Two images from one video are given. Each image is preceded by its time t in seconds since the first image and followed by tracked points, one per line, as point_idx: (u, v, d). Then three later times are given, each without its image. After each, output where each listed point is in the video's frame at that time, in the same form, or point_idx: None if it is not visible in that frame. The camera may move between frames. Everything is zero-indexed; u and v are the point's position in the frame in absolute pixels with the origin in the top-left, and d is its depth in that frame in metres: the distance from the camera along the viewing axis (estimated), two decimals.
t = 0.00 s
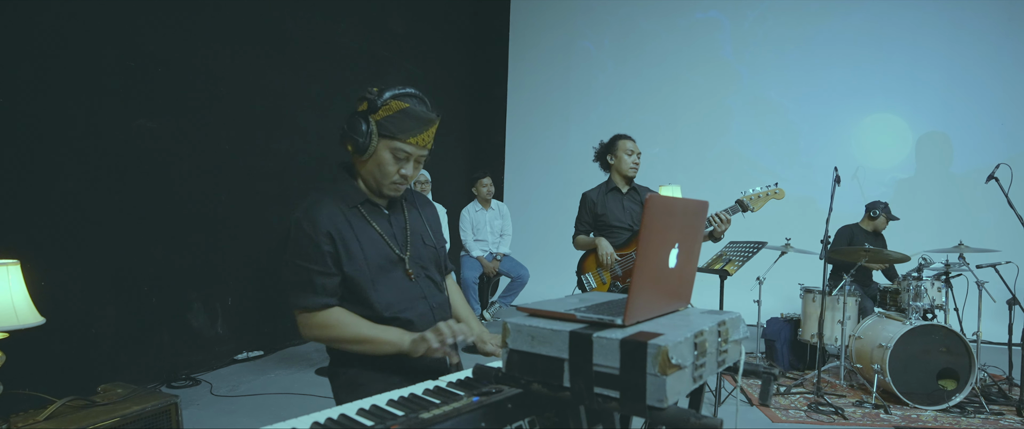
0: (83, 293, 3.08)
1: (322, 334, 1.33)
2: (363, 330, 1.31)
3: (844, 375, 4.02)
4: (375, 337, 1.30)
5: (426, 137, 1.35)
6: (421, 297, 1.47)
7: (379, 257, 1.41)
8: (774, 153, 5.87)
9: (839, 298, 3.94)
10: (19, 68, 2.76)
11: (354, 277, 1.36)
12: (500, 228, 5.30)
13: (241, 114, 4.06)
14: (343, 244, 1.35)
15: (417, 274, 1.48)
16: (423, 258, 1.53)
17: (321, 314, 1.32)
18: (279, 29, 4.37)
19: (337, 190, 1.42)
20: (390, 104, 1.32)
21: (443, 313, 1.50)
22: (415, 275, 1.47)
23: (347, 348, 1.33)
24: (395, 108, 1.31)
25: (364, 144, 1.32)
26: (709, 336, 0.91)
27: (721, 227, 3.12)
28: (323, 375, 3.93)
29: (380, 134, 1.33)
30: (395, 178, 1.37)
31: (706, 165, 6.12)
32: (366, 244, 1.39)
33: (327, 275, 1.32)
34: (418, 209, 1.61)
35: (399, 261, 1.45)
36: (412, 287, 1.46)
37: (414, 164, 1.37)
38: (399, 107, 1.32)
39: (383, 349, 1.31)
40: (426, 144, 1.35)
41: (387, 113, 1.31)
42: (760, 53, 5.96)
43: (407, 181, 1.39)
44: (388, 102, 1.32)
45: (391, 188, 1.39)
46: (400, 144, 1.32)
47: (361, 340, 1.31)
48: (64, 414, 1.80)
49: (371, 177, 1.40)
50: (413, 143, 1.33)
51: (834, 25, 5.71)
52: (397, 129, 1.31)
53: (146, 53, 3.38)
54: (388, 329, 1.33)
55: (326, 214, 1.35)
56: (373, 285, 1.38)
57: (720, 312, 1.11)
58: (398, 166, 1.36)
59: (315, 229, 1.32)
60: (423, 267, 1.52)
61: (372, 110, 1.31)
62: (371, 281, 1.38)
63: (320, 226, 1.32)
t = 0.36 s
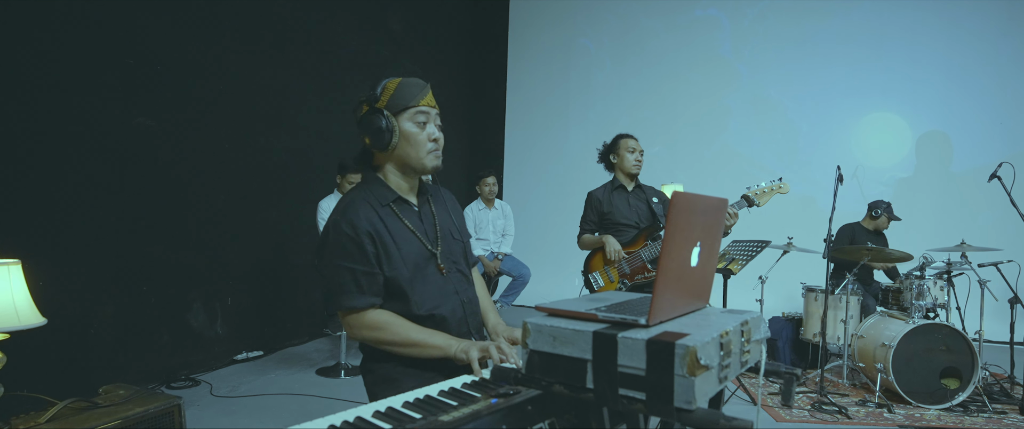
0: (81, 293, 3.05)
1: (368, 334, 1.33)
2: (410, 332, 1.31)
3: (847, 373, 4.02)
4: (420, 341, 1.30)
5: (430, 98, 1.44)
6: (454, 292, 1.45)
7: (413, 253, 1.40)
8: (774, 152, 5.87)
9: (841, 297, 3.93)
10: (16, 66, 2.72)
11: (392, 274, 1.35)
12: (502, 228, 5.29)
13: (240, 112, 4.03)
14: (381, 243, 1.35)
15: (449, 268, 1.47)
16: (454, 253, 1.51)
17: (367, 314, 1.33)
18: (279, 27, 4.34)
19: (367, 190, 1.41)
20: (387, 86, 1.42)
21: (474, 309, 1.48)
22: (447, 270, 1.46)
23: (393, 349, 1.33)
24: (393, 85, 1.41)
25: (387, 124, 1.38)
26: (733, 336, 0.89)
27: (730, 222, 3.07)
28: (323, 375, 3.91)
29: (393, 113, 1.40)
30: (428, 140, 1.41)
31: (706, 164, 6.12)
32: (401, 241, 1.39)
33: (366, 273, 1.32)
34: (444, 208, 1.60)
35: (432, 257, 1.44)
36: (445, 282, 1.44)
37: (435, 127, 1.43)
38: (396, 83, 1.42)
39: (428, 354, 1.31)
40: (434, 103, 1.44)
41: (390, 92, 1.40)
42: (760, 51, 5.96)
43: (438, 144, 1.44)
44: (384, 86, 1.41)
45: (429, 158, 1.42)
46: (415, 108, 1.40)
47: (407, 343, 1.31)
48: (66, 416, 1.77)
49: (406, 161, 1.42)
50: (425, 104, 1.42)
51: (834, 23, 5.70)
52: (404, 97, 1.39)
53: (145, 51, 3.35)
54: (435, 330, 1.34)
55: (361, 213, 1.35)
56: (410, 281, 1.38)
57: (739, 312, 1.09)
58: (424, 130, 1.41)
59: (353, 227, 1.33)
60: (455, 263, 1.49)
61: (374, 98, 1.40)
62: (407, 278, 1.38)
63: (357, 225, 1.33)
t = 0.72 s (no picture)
0: (76, 297, 3.00)
1: (380, 322, 1.28)
2: (423, 326, 1.26)
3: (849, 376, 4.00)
4: (433, 338, 1.24)
5: (433, 83, 1.42)
6: (469, 284, 1.38)
7: (428, 242, 1.34)
8: (773, 151, 5.86)
9: (843, 298, 3.90)
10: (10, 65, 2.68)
11: (405, 263, 1.30)
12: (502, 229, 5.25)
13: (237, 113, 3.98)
14: (395, 230, 1.30)
15: (465, 260, 1.39)
16: (471, 245, 1.43)
17: (378, 303, 1.27)
18: (276, 26, 4.30)
19: (381, 179, 1.36)
20: (387, 78, 1.41)
21: (487, 304, 1.41)
22: (463, 260, 1.39)
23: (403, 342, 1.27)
24: (394, 76, 1.40)
25: (391, 110, 1.35)
26: (756, 347, 0.86)
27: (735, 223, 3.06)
28: (322, 378, 3.87)
29: (396, 100, 1.37)
30: (434, 120, 1.36)
31: (705, 164, 6.10)
32: (416, 229, 1.33)
33: (378, 261, 1.27)
34: (464, 199, 1.53)
35: (448, 246, 1.37)
36: (460, 274, 1.37)
37: (440, 108, 1.39)
38: (397, 74, 1.41)
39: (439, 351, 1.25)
40: (436, 86, 1.41)
41: (390, 82, 1.39)
42: (759, 50, 5.95)
43: (446, 125, 1.38)
44: (385, 78, 1.41)
45: (437, 139, 1.36)
46: (417, 91, 1.37)
47: (420, 338, 1.25)
48: (62, 424, 1.73)
49: (416, 146, 1.37)
50: (426, 87, 1.39)
51: (834, 23, 5.70)
52: (405, 83, 1.37)
53: (140, 50, 3.30)
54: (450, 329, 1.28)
55: (375, 199, 1.30)
56: (423, 271, 1.32)
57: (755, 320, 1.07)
58: (429, 111, 1.37)
59: (367, 214, 1.28)
60: (471, 255, 1.42)
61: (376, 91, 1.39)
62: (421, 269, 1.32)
63: (372, 211, 1.28)
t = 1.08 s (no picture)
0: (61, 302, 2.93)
1: (373, 328, 1.23)
2: (415, 334, 1.21)
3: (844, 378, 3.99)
4: (425, 347, 1.19)
5: (436, 85, 1.36)
6: (469, 288, 1.33)
7: (427, 243, 1.29)
8: (767, 152, 5.85)
9: (838, 300, 3.91)
10: None
11: (400, 266, 1.26)
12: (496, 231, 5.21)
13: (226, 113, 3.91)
14: (392, 232, 1.25)
15: (465, 262, 1.34)
16: (472, 246, 1.38)
17: (373, 307, 1.23)
18: (267, 24, 4.23)
19: (379, 180, 1.31)
20: (389, 78, 1.36)
21: (486, 308, 1.36)
22: (463, 263, 1.33)
23: (398, 349, 1.22)
24: (396, 75, 1.35)
25: (391, 110, 1.30)
26: (767, 364, 0.83)
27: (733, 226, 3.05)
28: (314, 383, 3.81)
29: (397, 101, 1.32)
30: (435, 122, 1.31)
31: (699, 164, 6.08)
32: (414, 231, 1.28)
33: (374, 264, 1.22)
34: (468, 199, 1.47)
35: (447, 247, 1.32)
36: (459, 276, 1.32)
37: (442, 110, 1.33)
38: (399, 73, 1.35)
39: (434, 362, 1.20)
40: (439, 88, 1.35)
41: (392, 81, 1.33)
42: (753, 50, 5.95)
43: (448, 128, 1.33)
44: (387, 77, 1.36)
45: (438, 142, 1.31)
46: (419, 93, 1.32)
47: (411, 346, 1.20)
48: None
49: (416, 149, 1.32)
50: (428, 89, 1.33)
51: (828, 23, 5.70)
52: (407, 84, 1.32)
53: (127, 48, 3.23)
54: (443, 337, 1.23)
55: (373, 201, 1.25)
56: (419, 275, 1.28)
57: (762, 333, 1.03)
58: (431, 113, 1.32)
59: (362, 215, 1.23)
60: (472, 257, 1.36)
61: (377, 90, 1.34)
62: (417, 272, 1.28)
63: (368, 213, 1.23)
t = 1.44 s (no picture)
0: (37, 305, 2.85)
1: (357, 333, 1.20)
2: (401, 341, 1.17)
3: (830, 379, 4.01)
4: (410, 356, 1.16)
5: (445, 115, 1.24)
6: (452, 294, 1.30)
7: (408, 249, 1.26)
8: (752, 153, 5.88)
9: (824, 302, 3.95)
10: None
11: (381, 272, 1.23)
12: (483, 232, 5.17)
13: (208, 112, 3.84)
14: (372, 237, 1.23)
15: (448, 268, 1.31)
16: (456, 251, 1.35)
17: (355, 312, 1.19)
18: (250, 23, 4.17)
19: (361, 185, 1.28)
20: (405, 85, 1.24)
21: (471, 314, 1.33)
22: (446, 269, 1.30)
23: (380, 357, 1.19)
24: (408, 88, 1.23)
25: (380, 125, 1.23)
26: (762, 373, 0.82)
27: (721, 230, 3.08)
28: (299, 387, 3.75)
29: (395, 116, 1.23)
30: (415, 158, 1.24)
31: (686, 165, 6.09)
32: (395, 236, 1.25)
33: (355, 269, 1.19)
34: (452, 204, 1.44)
35: (428, 253, 1.29)
36: (442, 283, 1.29)
37: (433, 146, 1.24)
38: (413, 87, 1.23)
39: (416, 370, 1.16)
40: (445, 122, 1.23)
41: (400, 94, 1.23)
42: (738, 51, 5.98)
43: (428, 165, 1.26)
44: (402, 83, 1.25)
45: (412, 176, 1.25)
46: (418, 123, 1.21)
47: (396, 354, 1.16)
48: None
49: (391, 167, 1.27)
50: (431, 121, 1.22)
51: (814, 24, 5.75)
52: (411, 106, 1.21)
53: (105, 45, 3.15)
54: (431, 347, 1.20)
55: (352, 206, 1.23)
56: (401, 282, 1.25)
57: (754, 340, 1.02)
58: (418, 148, 1.23)
59: (341, 221, 1.21)
60: (456, 263, 1.33)
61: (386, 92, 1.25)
62: (399, 277, 1.25)
63: (346, 219, 1.21)
